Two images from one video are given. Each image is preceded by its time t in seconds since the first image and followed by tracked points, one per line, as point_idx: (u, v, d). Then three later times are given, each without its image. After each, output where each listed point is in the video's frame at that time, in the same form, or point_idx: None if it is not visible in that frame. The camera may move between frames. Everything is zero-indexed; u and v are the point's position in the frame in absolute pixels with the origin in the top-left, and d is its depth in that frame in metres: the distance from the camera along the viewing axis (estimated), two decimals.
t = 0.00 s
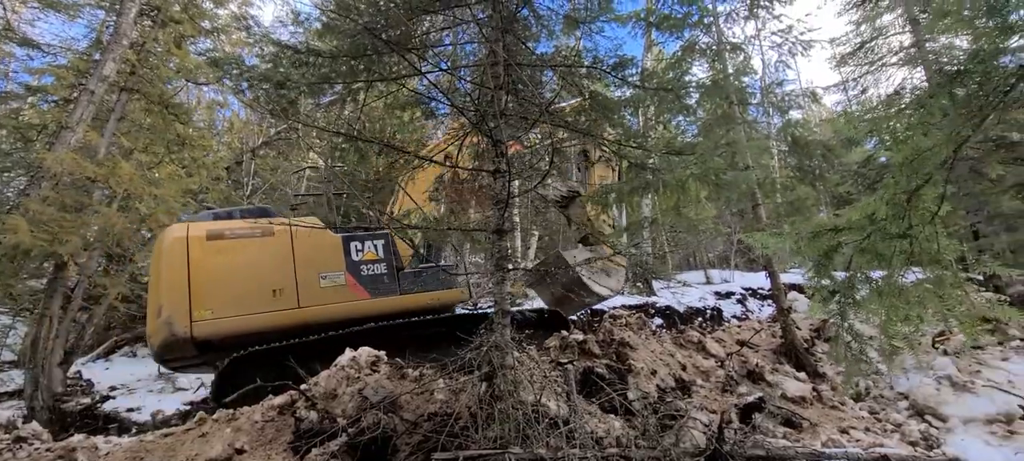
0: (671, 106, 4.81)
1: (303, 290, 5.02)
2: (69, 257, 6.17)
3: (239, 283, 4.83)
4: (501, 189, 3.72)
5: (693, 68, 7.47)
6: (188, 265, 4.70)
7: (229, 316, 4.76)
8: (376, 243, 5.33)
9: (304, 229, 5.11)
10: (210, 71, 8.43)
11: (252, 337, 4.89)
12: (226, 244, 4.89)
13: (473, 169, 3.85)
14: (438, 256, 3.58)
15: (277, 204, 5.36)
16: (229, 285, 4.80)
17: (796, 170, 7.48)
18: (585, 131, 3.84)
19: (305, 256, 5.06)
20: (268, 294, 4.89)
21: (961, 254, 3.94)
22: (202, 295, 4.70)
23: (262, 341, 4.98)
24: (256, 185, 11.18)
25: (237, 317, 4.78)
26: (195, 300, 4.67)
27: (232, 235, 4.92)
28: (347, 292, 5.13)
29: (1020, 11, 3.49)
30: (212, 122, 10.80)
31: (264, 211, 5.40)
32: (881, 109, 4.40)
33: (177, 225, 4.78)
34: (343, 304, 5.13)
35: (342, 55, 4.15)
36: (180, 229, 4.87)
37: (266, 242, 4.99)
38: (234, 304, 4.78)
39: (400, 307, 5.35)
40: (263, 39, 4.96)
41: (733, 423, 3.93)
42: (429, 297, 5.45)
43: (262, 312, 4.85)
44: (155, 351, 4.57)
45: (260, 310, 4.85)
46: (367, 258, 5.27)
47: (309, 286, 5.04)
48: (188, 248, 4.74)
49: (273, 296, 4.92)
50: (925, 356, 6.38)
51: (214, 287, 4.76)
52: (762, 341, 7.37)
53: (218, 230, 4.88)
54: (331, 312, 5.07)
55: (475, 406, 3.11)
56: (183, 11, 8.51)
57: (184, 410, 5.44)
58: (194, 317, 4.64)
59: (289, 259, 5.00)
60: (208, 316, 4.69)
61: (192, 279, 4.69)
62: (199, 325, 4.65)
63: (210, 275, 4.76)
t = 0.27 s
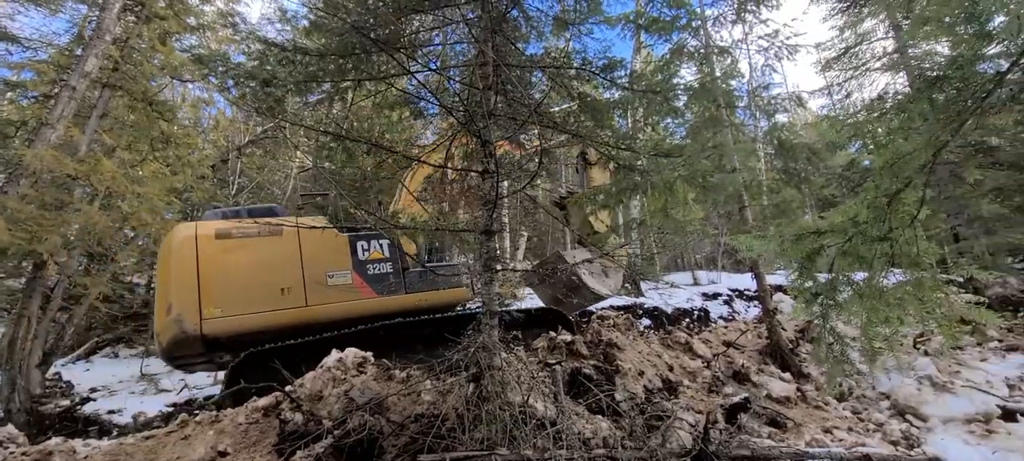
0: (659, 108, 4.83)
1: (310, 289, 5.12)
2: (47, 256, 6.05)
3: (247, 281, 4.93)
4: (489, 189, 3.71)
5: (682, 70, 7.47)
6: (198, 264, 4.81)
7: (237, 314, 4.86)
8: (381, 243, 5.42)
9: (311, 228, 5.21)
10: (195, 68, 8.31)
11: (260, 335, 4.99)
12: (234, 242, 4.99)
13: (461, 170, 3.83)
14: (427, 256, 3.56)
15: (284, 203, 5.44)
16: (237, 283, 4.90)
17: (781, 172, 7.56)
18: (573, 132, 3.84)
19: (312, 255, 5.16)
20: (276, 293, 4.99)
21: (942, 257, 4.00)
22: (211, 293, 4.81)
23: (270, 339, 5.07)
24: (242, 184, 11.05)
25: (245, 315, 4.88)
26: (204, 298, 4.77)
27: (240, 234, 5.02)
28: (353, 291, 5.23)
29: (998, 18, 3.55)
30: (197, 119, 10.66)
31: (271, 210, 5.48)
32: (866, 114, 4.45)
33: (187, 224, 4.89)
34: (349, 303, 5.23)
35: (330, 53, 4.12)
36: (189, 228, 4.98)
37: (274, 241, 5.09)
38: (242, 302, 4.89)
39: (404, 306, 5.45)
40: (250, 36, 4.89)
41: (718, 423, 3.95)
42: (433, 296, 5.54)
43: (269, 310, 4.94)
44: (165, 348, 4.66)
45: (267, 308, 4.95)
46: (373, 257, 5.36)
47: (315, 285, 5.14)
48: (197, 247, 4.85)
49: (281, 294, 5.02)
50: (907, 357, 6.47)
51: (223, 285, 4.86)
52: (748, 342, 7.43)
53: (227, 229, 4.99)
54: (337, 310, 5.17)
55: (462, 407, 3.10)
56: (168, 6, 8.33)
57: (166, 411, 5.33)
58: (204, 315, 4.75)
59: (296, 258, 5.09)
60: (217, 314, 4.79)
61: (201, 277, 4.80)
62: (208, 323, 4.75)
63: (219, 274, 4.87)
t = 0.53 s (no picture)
0: (648, 110, 4.84)
1: (315, 287, 5.34)
2: (25, 254, 5.92)
3: (255, 280, 5.17)
4: (479, 189, 3.69)
5: (670, 73, 7.55)
6: (208, 263, 5.07)
7: (246, 311, 5.10)
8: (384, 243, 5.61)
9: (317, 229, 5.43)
10: (179, 64, 8.18)
11: (269, 331, 5.23)
12: (243, 243, 5.24)
13: (451, 169, 3.81)
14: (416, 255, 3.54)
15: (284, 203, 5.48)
16: (246, 282, 5.15)
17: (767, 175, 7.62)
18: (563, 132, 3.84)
19: (318, 255, 5.40)
20: (283, 291, 5.23)
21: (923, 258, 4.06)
22: (221, 291, 5.06)
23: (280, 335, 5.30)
24: (227, 183, 10.90)
25: (253, 312, 5.11)
26: (214, 296, 5.02)
27: (248, 234, 5.25)
28: (358, 289, 5.47)
29: (978, 25, 3.61)
30: (182, 116, 10.50)
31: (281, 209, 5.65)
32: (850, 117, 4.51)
33: (196, 224, 5.14)
34: (354, 301, 5.47)
35: (318, 51, 4.08)
36: (199, 229, 5.22)
37: (279, 240, 5.31)
38: (250, 300, 5.12)
39: (406, 304, 5.69)
40: (237, 34, 4.84)
41: (705, 423, 3.98)
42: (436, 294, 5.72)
43: (276, 308, 5.18)
44: (176, 345, 4.91)
45: (275, 306, 5.19)
46: (378, 257, 5.57)
47: (322, 284, 5.38)
48: (206, 247, 5.11)
49: (288, 292, 5.25)
50: (888, 357, 6.56)
51: (233, 283, 5.11)
52: (734, 343, 7.48)
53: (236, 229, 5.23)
54: (342, 307, 5.42)
55: (450, 408, 3.08)
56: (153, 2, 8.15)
57: (148, 413, 5.21)
58: (213, 312, 5.00)
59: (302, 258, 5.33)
60: (226, 311, 5.04)
61: (210, 276, 5.04)
62: (218, 320, 5.00)
63: (228, 272, 5.12)
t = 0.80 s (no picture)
0: (634, 112, 4.87)
1: (321, 284, 5.25)
2: None
3: (260, 275, 5.07)
4: (465, 188, 3.67)
5: (656, 76, 7.61)
6: (213, 258, 4.99)
7: (251, 307, 4.97)
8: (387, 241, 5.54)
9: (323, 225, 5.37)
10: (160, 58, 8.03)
11: (274, 329, 5.08)
12: (247, 238, 5.15)
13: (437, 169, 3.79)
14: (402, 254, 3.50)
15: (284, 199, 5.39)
16: (251, 278, 5.04)
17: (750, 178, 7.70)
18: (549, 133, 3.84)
19: (323, 251, 5.32)
20: (288, 287, 5.12)
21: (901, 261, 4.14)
22: (225, 286, 4.95)
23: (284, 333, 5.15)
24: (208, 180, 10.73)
25: (259, 308, 4.99)
26: (219, 292, 4.91)
27: (253, 230, 5.18)
28: (362, 286, 5.37)
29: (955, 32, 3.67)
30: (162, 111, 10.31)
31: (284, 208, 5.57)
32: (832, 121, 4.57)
33: (201, 220, 5.07)
34: (359, 298, 5.38)
35: (303, 47, 4.03)
36: (204, 226, 5.15)
37: (284, 237, 5.23)
38: (255, 296, 5.01)
39: (410, 302, 5.60)
40: (220, 28, 4.76)
41: (687, 423, 4.01)
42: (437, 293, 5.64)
43: (282, 304, 5.05)
44: (179, 340, 4.76)
45: (281, 302, 5.06)
46: (382, 254, 5.50)
47: (326, 280, 5.28)
48: (211, 243, 5.03)
49: (293, 289, 5.13)
50: (866, 358, 6.67)
51: (237, 279, 5.01)
52: (716, 343, 7.54)
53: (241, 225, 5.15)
54: (347, 304, 5.32)
55: (435, 408, 3.06)
56: None
57: (124, 413, 5.08)
58: (218, 308, 4.87)
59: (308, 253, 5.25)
60: (231, 307, 4.91)
61: (215, 272, 4.94)
62: (223, 315, 4.87)
63: (233, 268, 5.03)
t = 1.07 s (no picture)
0: (622, 114, 4.90)
1: (330, 282, 5.24)
2: None
3: (269, 272, 5.01)
4: (453, 188, 3.65)
5: (645, 78, 7.62)
6: (222, 254, 4.90)
7: (260, 304, 4.91)
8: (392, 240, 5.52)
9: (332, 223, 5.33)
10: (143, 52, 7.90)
11: (282, 326, 5.04)
12: (257, 235, 5.07)
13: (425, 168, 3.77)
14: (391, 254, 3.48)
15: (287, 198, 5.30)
16: (260, 274, 4.98)
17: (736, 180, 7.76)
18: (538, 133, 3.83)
19: (331, 249, 5.29)
20: (296, 285, 5.07)
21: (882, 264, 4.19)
22: (234, 283, 4.86)
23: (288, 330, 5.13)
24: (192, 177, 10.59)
25: (268, 304, 4.93)
26: (228, 288, 4.82)
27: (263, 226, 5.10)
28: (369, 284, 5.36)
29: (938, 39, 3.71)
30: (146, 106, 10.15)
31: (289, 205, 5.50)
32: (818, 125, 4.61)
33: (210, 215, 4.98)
34: (366, 296, 5.37)
35: (290, 43, 3.99)
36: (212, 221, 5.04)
37: (293, 234, 5.17)
38: (265, 293, 4.95)
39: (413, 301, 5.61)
40: (205, 22, 4.69)
41: (672, 424, 4.02)
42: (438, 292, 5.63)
43: (291, 301, 5.01)
44: (189, 336, 4.69)
45: (290, 299, 5.02)
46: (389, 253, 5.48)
47: (334, 278, 5.25)
48: (220, 238, 4.93)
49: (301, 286, 5.10)
50: (848, 359, 6.75)
51: (247, 276, 4.93)
52: (702, 344, 7.59)
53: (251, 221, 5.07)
54: (354, 302, 5.30)
55: (420, 409, 3.05)
56: None
57: (104, 414, 4.97)
58: (228, 304, 4.79)
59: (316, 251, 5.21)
60: (240, 304, 4.84)
61: (225, 268, 4.86)
62: (232, 312, 4.79)
63: (242, 264, 4.95)
